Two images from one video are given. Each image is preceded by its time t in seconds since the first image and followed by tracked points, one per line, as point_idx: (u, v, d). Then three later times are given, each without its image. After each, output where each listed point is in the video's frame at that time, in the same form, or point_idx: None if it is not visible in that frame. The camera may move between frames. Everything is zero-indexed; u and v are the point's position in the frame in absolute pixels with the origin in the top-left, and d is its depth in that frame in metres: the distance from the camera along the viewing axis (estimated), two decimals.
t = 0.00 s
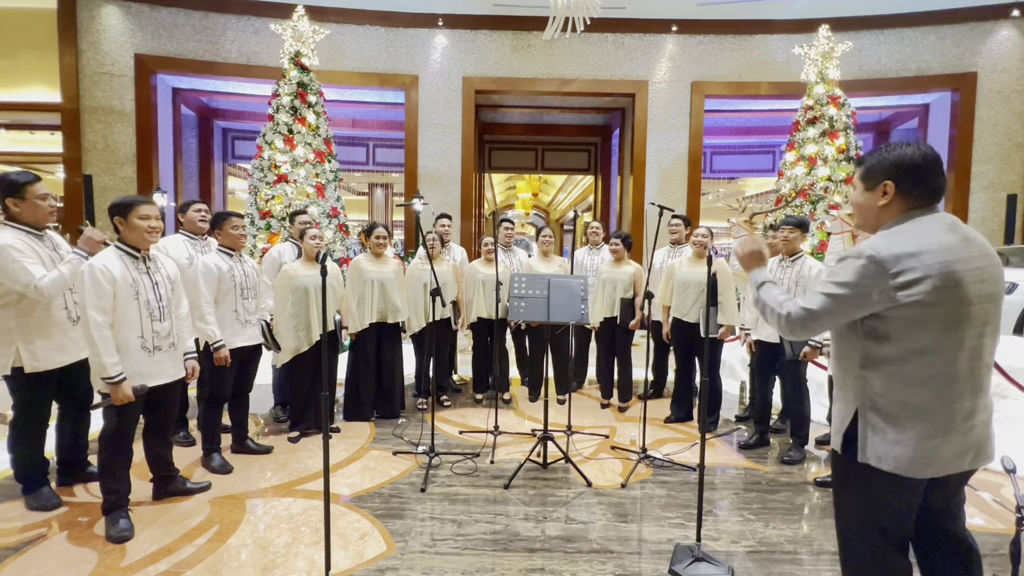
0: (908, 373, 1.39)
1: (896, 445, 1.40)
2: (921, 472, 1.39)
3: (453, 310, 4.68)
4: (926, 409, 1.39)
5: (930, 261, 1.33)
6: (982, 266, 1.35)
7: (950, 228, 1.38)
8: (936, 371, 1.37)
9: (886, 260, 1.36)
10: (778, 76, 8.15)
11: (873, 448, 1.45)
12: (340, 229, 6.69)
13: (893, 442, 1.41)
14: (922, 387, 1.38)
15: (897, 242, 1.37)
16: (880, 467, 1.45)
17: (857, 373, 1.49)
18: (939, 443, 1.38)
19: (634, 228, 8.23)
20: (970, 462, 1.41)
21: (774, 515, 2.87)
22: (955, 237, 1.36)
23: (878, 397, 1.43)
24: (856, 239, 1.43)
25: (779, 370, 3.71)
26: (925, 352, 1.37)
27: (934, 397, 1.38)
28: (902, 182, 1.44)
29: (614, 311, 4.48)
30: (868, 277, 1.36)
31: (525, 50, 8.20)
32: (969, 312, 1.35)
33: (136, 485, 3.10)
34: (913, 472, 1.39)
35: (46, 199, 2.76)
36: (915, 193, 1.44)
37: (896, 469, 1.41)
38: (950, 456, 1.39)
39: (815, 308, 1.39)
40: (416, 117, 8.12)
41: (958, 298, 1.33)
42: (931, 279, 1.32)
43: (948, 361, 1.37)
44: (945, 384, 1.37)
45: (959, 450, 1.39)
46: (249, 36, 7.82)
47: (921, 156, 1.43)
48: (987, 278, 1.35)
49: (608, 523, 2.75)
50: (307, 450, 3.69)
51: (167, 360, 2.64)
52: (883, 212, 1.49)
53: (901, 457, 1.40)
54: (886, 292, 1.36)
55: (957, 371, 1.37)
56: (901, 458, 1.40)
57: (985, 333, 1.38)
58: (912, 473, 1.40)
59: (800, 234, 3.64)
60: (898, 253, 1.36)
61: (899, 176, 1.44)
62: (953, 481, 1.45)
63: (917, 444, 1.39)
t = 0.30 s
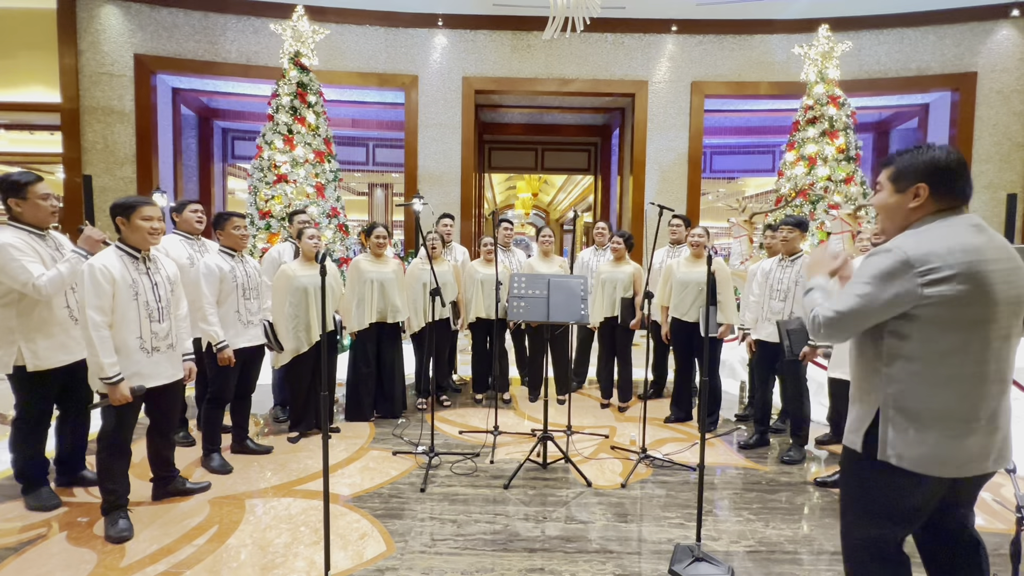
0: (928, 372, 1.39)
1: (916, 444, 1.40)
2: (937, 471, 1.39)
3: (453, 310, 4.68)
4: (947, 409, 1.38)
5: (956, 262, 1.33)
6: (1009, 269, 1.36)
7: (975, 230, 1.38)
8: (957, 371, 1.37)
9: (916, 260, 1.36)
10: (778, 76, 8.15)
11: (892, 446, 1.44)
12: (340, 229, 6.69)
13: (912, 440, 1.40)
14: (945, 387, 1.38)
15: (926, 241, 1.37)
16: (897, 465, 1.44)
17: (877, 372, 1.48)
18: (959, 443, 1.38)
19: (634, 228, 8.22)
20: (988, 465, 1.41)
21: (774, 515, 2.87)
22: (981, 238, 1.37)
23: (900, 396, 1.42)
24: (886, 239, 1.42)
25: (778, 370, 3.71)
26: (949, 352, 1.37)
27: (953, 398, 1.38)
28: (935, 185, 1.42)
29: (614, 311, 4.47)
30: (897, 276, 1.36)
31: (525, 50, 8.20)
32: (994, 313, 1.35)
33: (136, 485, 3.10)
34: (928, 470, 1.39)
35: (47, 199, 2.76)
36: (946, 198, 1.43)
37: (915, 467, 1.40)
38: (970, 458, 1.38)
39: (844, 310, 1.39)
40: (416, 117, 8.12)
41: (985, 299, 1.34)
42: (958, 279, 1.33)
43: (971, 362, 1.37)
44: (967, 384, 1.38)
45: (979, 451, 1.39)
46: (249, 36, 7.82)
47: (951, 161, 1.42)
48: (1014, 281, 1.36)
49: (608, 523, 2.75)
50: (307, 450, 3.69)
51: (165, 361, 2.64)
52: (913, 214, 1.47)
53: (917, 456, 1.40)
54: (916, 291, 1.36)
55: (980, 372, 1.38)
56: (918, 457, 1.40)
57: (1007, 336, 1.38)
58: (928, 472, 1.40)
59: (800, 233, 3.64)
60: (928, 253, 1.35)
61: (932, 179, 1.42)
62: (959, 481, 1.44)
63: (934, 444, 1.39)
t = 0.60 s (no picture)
0: (941, 365, 1.39)
1: (925, 436, 1.40)
2: (945, 465, 1.39)
3: (453, 310, 4.67)
4: (958, 404, 1.38)
5: (977, 256, 1.33)
6: None
7: (1002, 228, 1.37)
8: (971, 366, 1.37)
9: (936, 252, 1.36)
10: (777, 76, 8.15)
11: (900, 438, 1.44)
12: (340, 229, 6.68)
13: (921, 432, 1.41)
14: (955, 382, 1.38)
15: (947, 234, 1.37)
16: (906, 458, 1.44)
17: (891, 364, 1.49)
18: (969, 439, 1.38)
19: (634, 228, 8.22)
20: (998, 463, 1.40)
21: (774, 515, 2.87)
22: (1008, 236, 1.35)
23: (911, 388, 1.43)
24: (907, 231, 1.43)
25: (778, 370, 3.71)
26: (962, 346, 1.37)
27: (965, 392, 1.38)
28: (969, 180, 1.41)
29: (615, 311, 4.46)
30: (916, 265, 1.36)
31: (525, 50, 8.20)
32: (1010, 310, 1.35)
33: (136, 485, 3.10)
34: (936, 464, 1.39)
35: (52, 199, 2.77)
36: (981, 193, 1.42)
37: (921, 459, 1.40)
38: (979, 454, 1.38)
39: (862, 296, 1.40)
40: (416, 117, 8.12)
41: (1002, 295, 1.33)
42: (975, 273, 1.33)
43: (985, 358, 1.36)
44: (979, 380, 1.37)
45: (989, 449, 1.38)
46: (249, 36, 7.82)
47: (987, 156, 1.41)
48: None
49: (608, 524, 2.75)
50: (307, 450, 3.69)
51: (167, 361, 2.64)
52: (943, 208, 1.46)
53: (925, 448, 1.40)
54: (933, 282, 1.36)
55: (994, 369, 1.37)
56: (927, 450, 1.40)
57: None
58: (934, 465, 1.40)
59: (800, 233, 3.64)
60: (950, 244, 1.36)
61: (967, 175, 1.41)
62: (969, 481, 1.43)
63: (944, 437, 1.39)
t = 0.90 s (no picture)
0: (949, 371, 1.38)
1: (933, 443, 1.40)
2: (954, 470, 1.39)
3: (454, 311, 4.67)
4: (966, 410, 1.38)
5: (985, 261, 1.31)
6: None
7: (1005, 231, 1.36)
8: (979, 371, 1.36)
9: (946, 257, 1.33)
10: (777, 76, 8.15)
11: (908, 444, 1.44)
12: (340, 229, 6.68)
13: (930, 438, 1.41)
14: (964, 388, 1.38)
15: (955, 238, 1.35)
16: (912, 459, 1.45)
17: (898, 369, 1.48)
18: (977, 445, 1.38)
19: (634, 228, 8.22)
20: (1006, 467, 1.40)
21: (774, 515, 2.87)
22: (1011, 240, 1.34)
23: (919, 394, 1.42)
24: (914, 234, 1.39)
25: (779, 370, 3.71)
26: (970, 351, 1.36)
27: (973, 397, 1.37)
28: (963, 183, 1.42)
29: (616, 311, 4.46)
30: (927, 272, 1.32)
31: (525, 50, 8.20)
32: (1015, 315, 1.35)
33: (136, 485, 3.10)
34: (945, 469, 1.40)
35: (58, 200, 2.78)
36: (978, 193, 1.42)
37: (930, 465, 1.41)
38: (987, 459, 1.38)
39: (883, 306, 1.31)
40: (416, 117, 8.12)
41: (1007, 300, 1.33)
42: (983, 279, 1.32)
43: (992, 364, 1.36)
44: (988, 386, 1.37)
45: (997, 454, 1.39)
46: (249, 36, 7.82)
47: (981, 158, 1.41)
48: None
49: (608, 524, 2.75)
50: (307, 450, 3.69)
51: (167, 361, 2.63)
52: (940, 213, 1.47)
53: (935, 453, 1.40)
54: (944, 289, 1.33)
55: (1001, 374, 1.37)
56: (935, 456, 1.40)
57: None
58: (942, 471, 1.40)
59: (800, 233, 3.64)
60: (958, 249, 1.33)
61: (957, 177, 1.42)
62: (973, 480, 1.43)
63: (952, 443, 1.39)
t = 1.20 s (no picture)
0: (932, 359, 1.39)
1: (916, 428, 1.42)
2: (938, 458, 1.40)
3: (454, 311, 4.66)
4: (947, 397, 1.39)
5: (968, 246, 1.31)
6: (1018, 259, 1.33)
7: (988, 220, 1.35)
8: (963, 360, 1.37)
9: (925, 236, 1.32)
10: (777, 76, 8.16)
11: (891, 428, 1.47)
12: (340, 229, 6.68)
13: (914, 424, 1.43)
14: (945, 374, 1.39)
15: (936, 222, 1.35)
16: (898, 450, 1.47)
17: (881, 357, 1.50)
18: (960, 433, 1.39)
19: (634, 228, 8.22)
20: (995, 458, 1.40)
21: (775, 515, 2.87)
22: (994, 229, 1.34)
23: (902, 380, 1.44)
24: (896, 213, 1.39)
25: (779, 370, 3.71)
26: (956, 338, 1.36)
27: (956, 386, 1.39)
28: (934, 177, 1.44)
29: (616, 311, 4.46)
30: (909, 250, 1.32)
31: (525, 50, 8.20)
32: (1000, 304, 1.33)
33: (137, 485, 3.11)
34: (930, 457, 1.41)
35: (63, 201, 2.81)
36: (951, 188, 1.43)
37: (912, 451, 1.43)
38: (971, 447, 1.38)
39: (863, 258, 1.30)
40: (416, 117, 8.13)
41: (990, 287, 1.32)
42: (963, 262, 1.31)
43: (975, 352, 1.36)
44: (970, 373, 1.37)
45: (982, 443, 1.39)
46: (249, 36, 7.83)
47: (952, 152, 1.43)
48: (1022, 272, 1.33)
49: (609, 524, 2.75)
50: (307, 450, 3.69)
51: (168, 361, 2.63)
52: (915, 208, 1.49)
53: (919, 440, 1.42)
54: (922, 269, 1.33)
55: (986, 362, 1.37)
56: (919, 442, 1.42)
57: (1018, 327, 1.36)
58: (925, 457, 1.42)
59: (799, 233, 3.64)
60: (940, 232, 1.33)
61: (930, 172, 1.44)
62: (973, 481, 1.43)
63: (937, 431, 1.40)
